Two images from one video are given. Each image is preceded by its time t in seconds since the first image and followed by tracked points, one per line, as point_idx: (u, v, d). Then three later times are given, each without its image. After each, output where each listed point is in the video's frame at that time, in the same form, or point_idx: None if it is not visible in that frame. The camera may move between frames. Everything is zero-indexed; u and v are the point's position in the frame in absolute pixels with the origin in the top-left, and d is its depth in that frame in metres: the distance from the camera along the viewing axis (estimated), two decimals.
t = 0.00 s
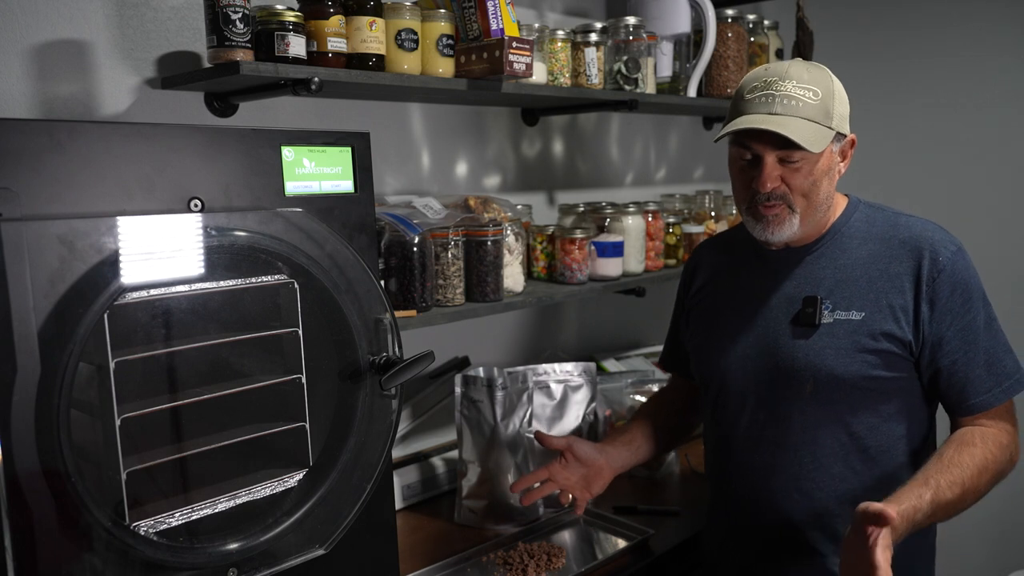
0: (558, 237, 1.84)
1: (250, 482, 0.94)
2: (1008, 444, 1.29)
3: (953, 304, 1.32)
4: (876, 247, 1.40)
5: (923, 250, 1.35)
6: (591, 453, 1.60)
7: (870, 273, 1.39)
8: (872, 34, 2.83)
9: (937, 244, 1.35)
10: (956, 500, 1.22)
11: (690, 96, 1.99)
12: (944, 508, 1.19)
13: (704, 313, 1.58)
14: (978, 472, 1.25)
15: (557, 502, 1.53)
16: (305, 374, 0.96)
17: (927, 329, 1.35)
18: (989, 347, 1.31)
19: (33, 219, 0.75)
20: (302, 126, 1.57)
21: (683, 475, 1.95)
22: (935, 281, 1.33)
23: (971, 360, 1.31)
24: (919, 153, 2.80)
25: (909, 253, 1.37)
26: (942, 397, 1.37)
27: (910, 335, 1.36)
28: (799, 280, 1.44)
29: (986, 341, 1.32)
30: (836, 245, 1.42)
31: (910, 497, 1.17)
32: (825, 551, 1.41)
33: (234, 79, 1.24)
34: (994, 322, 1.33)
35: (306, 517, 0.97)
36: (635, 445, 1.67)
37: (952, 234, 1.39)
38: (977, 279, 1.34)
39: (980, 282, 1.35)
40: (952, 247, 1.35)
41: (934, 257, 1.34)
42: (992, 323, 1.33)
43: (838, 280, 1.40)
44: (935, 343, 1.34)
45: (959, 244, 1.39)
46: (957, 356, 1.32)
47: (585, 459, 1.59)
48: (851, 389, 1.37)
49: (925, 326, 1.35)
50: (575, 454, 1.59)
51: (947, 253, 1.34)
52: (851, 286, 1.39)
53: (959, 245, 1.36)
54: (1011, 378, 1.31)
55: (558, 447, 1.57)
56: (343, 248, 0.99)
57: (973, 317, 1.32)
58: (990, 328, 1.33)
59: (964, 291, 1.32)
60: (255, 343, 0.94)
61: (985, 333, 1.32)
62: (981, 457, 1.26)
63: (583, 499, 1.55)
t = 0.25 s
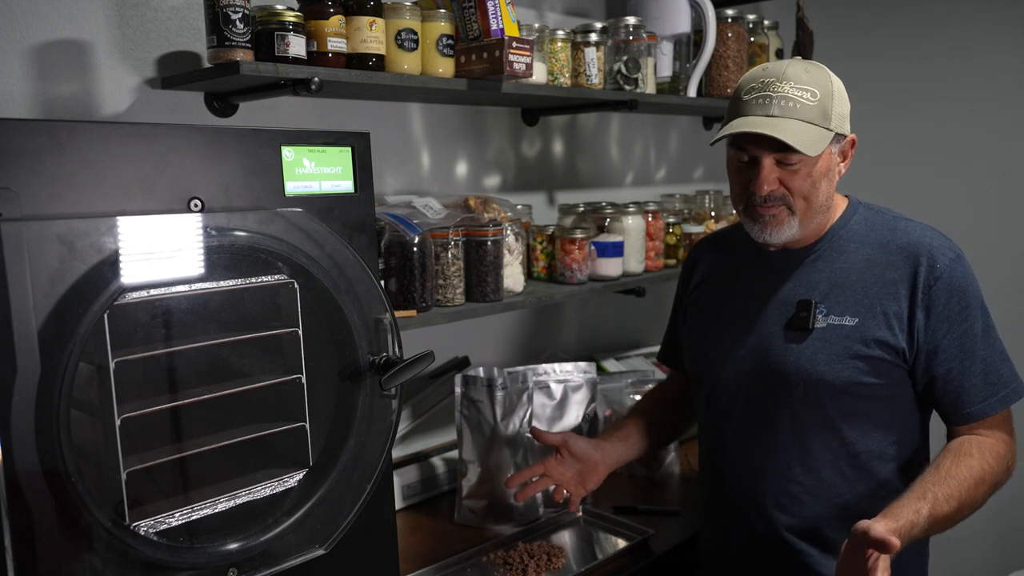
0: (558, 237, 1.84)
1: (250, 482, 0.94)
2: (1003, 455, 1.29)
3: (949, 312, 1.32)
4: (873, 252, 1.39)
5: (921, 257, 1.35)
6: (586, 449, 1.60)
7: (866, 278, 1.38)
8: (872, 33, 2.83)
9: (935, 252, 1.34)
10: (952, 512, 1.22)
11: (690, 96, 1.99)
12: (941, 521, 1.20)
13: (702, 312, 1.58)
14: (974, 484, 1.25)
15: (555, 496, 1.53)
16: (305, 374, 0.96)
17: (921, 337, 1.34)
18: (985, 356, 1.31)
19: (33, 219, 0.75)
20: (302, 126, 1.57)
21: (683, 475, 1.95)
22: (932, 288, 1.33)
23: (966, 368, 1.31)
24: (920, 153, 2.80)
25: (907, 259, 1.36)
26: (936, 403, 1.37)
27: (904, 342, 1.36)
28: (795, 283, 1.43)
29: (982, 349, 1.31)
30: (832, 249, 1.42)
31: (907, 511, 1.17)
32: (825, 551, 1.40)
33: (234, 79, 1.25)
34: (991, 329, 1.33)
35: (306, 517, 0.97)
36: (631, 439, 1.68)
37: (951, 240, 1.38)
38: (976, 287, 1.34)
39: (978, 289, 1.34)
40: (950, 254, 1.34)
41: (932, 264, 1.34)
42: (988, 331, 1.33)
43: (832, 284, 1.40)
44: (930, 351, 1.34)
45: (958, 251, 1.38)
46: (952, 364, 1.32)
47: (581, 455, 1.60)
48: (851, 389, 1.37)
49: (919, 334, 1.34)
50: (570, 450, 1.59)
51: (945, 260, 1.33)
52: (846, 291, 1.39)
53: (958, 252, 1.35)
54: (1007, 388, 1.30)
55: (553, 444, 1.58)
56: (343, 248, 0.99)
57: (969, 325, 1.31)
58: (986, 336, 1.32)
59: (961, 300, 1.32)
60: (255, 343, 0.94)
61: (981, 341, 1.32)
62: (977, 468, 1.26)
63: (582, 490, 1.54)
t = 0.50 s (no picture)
0: (558, 237, 1.84)
1: (250, 482, 0.94)
2: (999, 456, 1.29)
3: (944, 314, 1.32)
4: (869, 253, 1.39)
5: (916, 258, 1.34)
6: (587, 450, 1.60)
7: (862, 279, 1.38)
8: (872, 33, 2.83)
9: (931, 253, 1.34)
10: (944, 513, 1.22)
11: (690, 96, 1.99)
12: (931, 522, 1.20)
13: (701, 310, 1.58)
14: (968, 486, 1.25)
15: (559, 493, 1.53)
16: (305, 374, 0.96)
17: (916, 338, 1.34)
18: (981, 357, 1.30)
19: (34, 219, 0.75)
20: (302, 126, 1.57)
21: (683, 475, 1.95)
22: (927, 290, 1.33)
23: (961, 369, 1.30)
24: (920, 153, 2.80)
25: (902, 259, 1.36)
26: (932, 404, 1.36)
27: (898, 343, 1.36)
28: (790, 283, 1.44)
29: (978, 351, 1.30)
30: (828, 250, 1.42)
31: (898, 511, 1.17)
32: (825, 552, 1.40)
33: (234, 79, 1.24)
34: (987, 330, 1.32)
35: (306, 517, 0.97)
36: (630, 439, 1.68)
37: (948, 241, 1.38)
38: (973, 289, 1.33)
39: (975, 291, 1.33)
40: (946, 255, 1.34)
41: (927, 265, 1.33)
42: (985, 332, 1.32)
43: (828, 285, 1.40)
44: (924, 352, 1.34)
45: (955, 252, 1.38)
46: (947, 365, 1.31)
47: (581, 455, 1.59)
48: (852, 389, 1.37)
49: (914, 335, 1.34)
50: (571, 450, 1.59)
51: (940, 261, 1.33)
52: (841, 292, 1.39)
53: (955, 253, 1.35)
54: (1002, 390, 1.30)
55: (554, 444, 1.58)
56: (343, 248, 0.99)
57: (964, 326, 1.31)
58: (982, 338, 1.31)
59: (956, 301, 1.31)
60: (254, 343, 0.94)
61: (977, 343, 1.31)
62: (971, 469, 1.26)
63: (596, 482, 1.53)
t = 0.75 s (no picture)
0: (558, 237, 1.84)
1: (250, 482, 0.94)
2: (1000, 454, 1.28)
3: (945, 312, 1.31)
4: (870, 253, 1.39)
5: (917, 257, 1.34)
6: (590, 450, 1.60)
7: (862, 279, 1.38)
8: (872, 33, 2.83)
9: (932, 252, 1.34)
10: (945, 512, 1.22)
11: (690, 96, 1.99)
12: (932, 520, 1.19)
13: (704, 310, 1.58)
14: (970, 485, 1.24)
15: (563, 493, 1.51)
16: (305, 375, 0.96)
17: (917, 337, 1.34)
18: (981, 356, 1.30)
19: (33, 219, 0.75)
20: (302, 126, 1.57)
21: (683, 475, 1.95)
22: (928, 288, 1.32)
23: (962, 369, 1.30)
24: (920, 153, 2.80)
25: (904, 259, 1.36)
26: (933, 404, 1.36)
27: (900, 343, 1.36)
28: (792, 283, 1.43)
29: (979, 350, 1.30)
30: (829, 250, 1.41)
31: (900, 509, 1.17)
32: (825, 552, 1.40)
33: (234, 79, 1.24)
34: (989, 329, 1.31)
35: (306, 517, 0.97)
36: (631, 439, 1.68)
37: (950, 241, 1.37)
38: (973, 288, 1.32)
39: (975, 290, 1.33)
40: (947, 254, 1.33)
41: (928, 264, 1.33)
42: (986, 331, 1.31)
43: (830, 284, 1.40)
44: (925, 351, 1.33)
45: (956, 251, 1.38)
46: (947, 364, 1.31)
47: (584, 456, 1.59)
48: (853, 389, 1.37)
49: (914, 334, 1.34)
50: (573, 451, 1.59)
51: (941, 260, 1.33)
52: (843, 291, 1.39)
53: (955, 252, 1.35)
54: (1003, 388, 1.29)
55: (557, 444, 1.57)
56: (343, 248, 0.99)
57: (965, 325, 1.30)
58: (983, 336, 1.31)
59: (957, 300, 1.31)
60: (254, 343, 0.94)
61: (978, 341, 1.30)
62: (972, 468, 1.26)
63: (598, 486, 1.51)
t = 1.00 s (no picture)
0: (558, 237, 1.84)
1: (250, 482, 0.94)
2: (984, 454, 1.24)
3: (934, 308, 1.30)
4: (865, 251, 1.38)
5: (907, 253, 1.34)
6: (625, 462, 1.58)
7: (857, 277, 1.38)
8: (872, 32, 2.83)
9: (921, 247, 1.33)
10: (898, 503, 1.23)
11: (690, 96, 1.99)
12: (876, 509, 1.23)
13: (709, 313, 1.59)
14: (936, 479, 1.23)
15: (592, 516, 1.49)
16: (305, 374, 0.96)
17: (908, 333, 1.32)
18: (970, 353, 1.26)
19: (33, 219, 0.75)
20: (302, 126, 1.57)
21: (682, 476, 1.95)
22: (917, 284, 1.31)
23: (949, 365, 1.27)
24: (919, 153, 2.81)
25: (896, 255, 1.35)
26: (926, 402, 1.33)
27: (891, 338, 1.34)
28: (790, 282, 1.44)
29: (967, 347, 1.27)
30: (825, 249, 1.41)
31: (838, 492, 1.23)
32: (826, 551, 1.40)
33: (234, 79, 1.24)
34: (981, 325, 1.28)
35: (306, 517, 0.97)
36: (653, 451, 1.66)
37: (948, 238, 1.35)
38: (967, 284, 1.29)
39: (970, 287, 1.30)
40: (938, 250, 1.32)
41: (917, 260, 1.32)
42: (978, 327, 1.27)
43: (827, 283, 1.40)
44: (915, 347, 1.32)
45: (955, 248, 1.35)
46: (934, 360, 1.29)
47: (620, 468, 1.57)
48: (852, 389, 1.37)
49: (904, 329, 1.33)
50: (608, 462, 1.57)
51: (930, 255, 1.31)
52: (839, 288, 1.39)
53: (949, 248, 1.33)
54: (991, 386, 1.25)
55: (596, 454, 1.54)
56: (343, 248, 0.99)
57: (953, 320, 1.28)
58: (974, 333, 1.27)
59: (946, 295, 1.29)
60: (255, 343, 0.94)
61: (967, 337, 1.27)
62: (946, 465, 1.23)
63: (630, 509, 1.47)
